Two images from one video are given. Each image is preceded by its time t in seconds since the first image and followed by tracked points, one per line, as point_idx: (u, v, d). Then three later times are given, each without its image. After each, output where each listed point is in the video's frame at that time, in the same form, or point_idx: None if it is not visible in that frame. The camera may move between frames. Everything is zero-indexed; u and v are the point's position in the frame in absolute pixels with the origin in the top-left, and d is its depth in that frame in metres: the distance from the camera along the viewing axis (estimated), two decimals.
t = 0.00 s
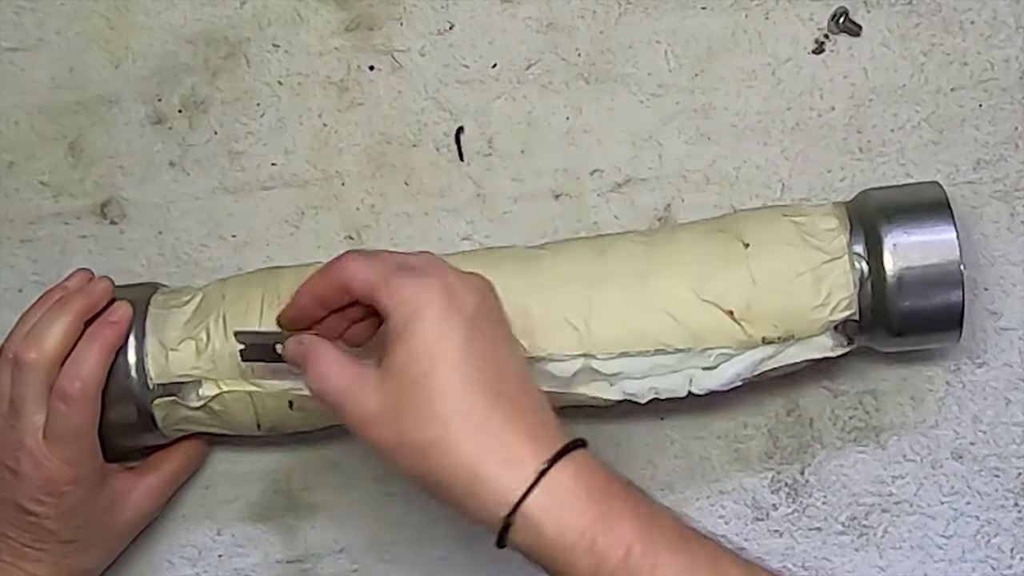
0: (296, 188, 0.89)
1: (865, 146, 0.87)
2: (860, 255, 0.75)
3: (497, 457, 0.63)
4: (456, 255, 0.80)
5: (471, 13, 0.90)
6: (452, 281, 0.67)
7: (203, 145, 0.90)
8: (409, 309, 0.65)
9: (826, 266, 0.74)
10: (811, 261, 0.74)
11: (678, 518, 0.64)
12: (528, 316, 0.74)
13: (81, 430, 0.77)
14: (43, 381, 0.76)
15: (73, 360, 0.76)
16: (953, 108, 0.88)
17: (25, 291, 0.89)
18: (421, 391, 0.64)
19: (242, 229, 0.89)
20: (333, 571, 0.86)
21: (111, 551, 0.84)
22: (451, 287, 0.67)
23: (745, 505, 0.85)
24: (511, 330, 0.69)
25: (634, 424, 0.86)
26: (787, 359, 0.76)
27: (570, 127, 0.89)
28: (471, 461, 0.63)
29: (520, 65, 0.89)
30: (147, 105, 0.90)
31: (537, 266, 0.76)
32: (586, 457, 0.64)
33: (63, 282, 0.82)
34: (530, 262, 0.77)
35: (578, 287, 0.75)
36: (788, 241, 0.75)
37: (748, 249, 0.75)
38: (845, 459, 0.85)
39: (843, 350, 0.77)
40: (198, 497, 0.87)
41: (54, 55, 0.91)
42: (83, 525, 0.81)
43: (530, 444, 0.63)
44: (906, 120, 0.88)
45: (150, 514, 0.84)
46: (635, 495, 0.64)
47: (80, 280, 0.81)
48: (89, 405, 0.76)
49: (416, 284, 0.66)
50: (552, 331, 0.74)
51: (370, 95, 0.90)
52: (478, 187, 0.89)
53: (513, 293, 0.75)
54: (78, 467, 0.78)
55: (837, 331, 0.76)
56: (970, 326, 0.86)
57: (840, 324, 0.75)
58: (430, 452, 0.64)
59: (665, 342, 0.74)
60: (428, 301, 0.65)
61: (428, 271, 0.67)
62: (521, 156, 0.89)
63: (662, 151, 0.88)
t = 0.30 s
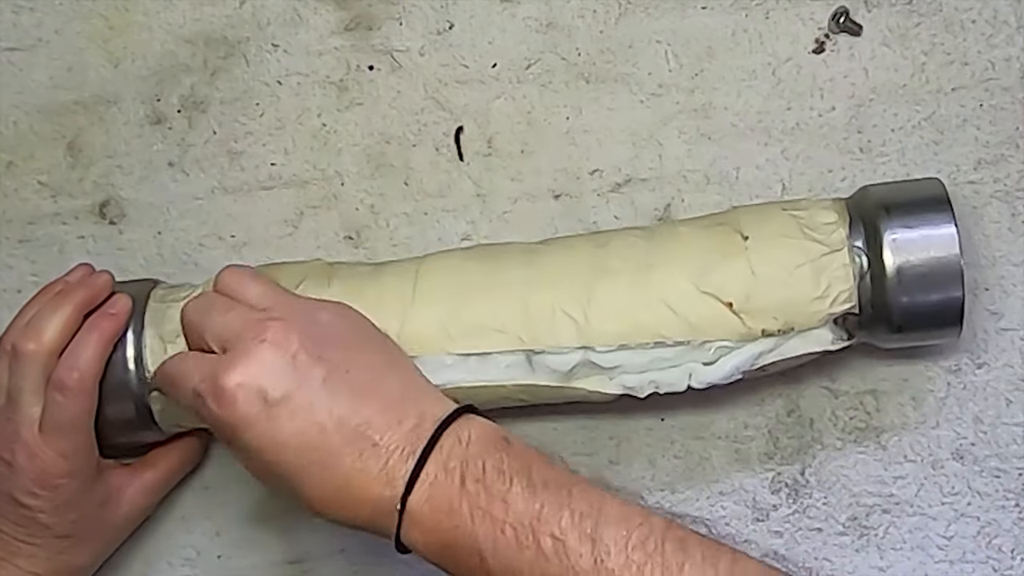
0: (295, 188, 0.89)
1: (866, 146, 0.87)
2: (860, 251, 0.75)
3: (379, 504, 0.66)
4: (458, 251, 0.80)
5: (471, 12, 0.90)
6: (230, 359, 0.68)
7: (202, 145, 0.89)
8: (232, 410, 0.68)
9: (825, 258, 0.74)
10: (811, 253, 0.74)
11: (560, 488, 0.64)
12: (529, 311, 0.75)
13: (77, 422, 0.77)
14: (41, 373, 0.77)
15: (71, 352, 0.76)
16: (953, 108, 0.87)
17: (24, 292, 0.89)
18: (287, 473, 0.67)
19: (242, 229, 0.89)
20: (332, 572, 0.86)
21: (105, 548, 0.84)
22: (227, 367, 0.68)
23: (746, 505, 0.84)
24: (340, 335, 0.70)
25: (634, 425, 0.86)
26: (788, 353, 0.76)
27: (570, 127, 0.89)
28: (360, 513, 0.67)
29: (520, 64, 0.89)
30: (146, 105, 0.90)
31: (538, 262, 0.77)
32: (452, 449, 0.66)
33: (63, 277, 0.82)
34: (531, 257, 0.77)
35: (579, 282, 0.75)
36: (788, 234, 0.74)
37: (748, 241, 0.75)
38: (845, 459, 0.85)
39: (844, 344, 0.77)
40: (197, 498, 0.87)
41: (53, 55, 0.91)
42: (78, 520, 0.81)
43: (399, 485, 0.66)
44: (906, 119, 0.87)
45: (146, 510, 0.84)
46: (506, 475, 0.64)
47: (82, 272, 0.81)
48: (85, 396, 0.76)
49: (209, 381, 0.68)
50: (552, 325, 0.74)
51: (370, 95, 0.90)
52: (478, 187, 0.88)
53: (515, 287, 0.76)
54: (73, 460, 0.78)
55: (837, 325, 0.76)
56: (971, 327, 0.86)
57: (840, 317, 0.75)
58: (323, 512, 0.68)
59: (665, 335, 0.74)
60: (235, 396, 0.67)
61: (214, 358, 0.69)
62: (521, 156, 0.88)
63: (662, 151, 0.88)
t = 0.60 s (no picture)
0: (295, 188, 0.89)
1: (866, 146, 0.87)
2: (860, 250, 0.75)
3: (348, 499, 0.65)
4: (458, 250, 0.80)
5: (471, 11, 0.90)
6: (188, 371, 0.69)
7: (201, 145, 0.89)
8: (195, 421, 0.68)
9: (825, 256, 0.74)
10: (811, 250, 0.74)
11: (527, 472, 0.62)
12: (529, 308, 0.75)
13: (75, 420, 0.77)
14: (40, 370, 0.77)
15: (70, 349, 0.76)
16: (954, 108, 0.87)
17: (23, 292, 0.89)
18: (259, 478, 0.68)
19: (241, 229, 0.88)
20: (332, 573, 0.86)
21: (103, 546, 0.84)
22: (185, 378, 0.69)
23: (746, 506, 0.84)
24: (295, 330, 0.69)
25: (634, 426, 0.85)
26: (788, 351, 0.75)
27: (570, 127, 0.88)
28: (336, 510, 0.66)
29: (520, 64, 0.89)
30: (145, 105, 0.90)
31: (539, 260, 0.77)
32: (416, 440, 0.64)
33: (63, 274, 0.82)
34: (532, 256, 0.77)
35: (578, 279, 0.75)
36: (788, 231, 0.74)
37: (748, 239, 0.75)
38: (846, 459, 0.84)
39: (844, 342, 0.76)
40: (196, 499, 0.87)
41: (51, 54, 0.91)
42: (76, 518, 0.80)
43: (363, 480, 0.65)
44: (907, 119, 0.87)
45: (143, 509, 0.84)
46: (470, 463, 0.63)
47: (81, 270, 0.80)
48: (84, 394, 0.76)
49: (172, 394, 0.69)
50: (552, 323, 0.74)
51: (369, 95, 0.89)
52: (478, 187, 0.88)
53: (515, 285, 0.76)
54: (71, 458, 0.78)
55: (838, 323, 0.75)
56: (972, 327, 0.85)
57: (840, 315, 0.75)
58: (304, 511, 0.68)
59: (665, 333, 0.73)
60: (194, 406, 0.68)
61: (178, 371, 0.70)
62: (521, 156, 0.88)
63: (662, 151, 0.88)
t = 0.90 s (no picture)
0: (294, 189, 0.89)
1: (866, 146, 0.87)
2: (860, 249, 0.74)
3: (383, 499, 0.66)
4: (457, 249, 0.80)
5: (471, 11, 0.90)
6: (218, 372, 0.69)
7: (201, 145, 0.89)
8: (226, 423, 0.68)
9: (826, 255, 0.73)
10: (811, 249, 0.73)
11: (568, 473, 0.62)
12: (529, 308, 0.74)
13: (75, 418, 0.76)
14: (39, 369, 0.76)
15: (70, 348, 0.75)
16: (955, 108, 0.87)
17: (23, 292, 0.88)
18: (291, 478, 0.68)
19: (241, 229, 0.88)
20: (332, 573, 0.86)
21: (101, 547, 0.83)
22: (215, 380, 0.68)
23: (746, 506, 0.84)
24: (325, 329, 0.68)
25: (634, 426, 0.85)
26: (788, 351, 0.75)
27: (570, 127, 0.88)
28: (369, 508, 0.67)
29: (520, 63, 0.89)
30: (144, 105, 0.90)
31: (538, 259, 0.77)
32: (451, 441, 0.64)
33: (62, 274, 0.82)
34: (531, 256, 0.77)
35: (579, 278, 0.75)
36: (788, 231, 0.74)
37: (748, 238, 0.74)
38: (846, 460, 0.84)
39: (844, 342, 0.76)
40: (196, 500, 0.87)
41: (51, 54, 0.91)
42: (75, 518, 0.80)
43: (397, 481, 0.65)
44: (907, 119, 0.87)
45: (142, 509, 0.84)
46: (509, 464, 0.63)
47: (80, 270, 0.80)
48: (83, 393, 0.76)
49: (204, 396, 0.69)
50: (552, 322, 0.74)
51: (369, 95, 0.89)
52: (478, 187, 0.88)
53: (514, 285, 0.75)
54: (70, 457, 0.78)
55: (838, 322, 0.75)
56: (972, 327, 0.85)
57: (840, 315, 0.75)
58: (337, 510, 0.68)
59: (665, 332, 0.73)
60: (225, 408, 0.68)
61: (210, 372, 0.70)
62: (521, 156, 0.88)
63: (663, 151, 0.88)
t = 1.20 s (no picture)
0: (294, 189, 0.88)
1: (867, 146, 0.87)
2: (861, 249, 0.74)
3: (473, 498, 0.64)
4: (454, 248, 0.79)
5: (471, 10, 0.89)
6: (311, 357, 0.67)
7: (200, 145, 0.89)
8: (315, 408, 0.66)
9: (826, 253, 0.73)
10: (811, 248, 0.74)
11: (675, 481, 0.62)
12: (529, 306, 0.74)
13: (74, 417, 0.76)
14: (37, 367, 0.76)
15: (69, 346, 0.75)
16: (956, 108, 0.87)
17: (21, 292, 0.88)
18: (377, 470, 0.66)
19: (240, 229, 0.88)
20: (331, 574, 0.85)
21: (99, 547, 0.83)
22: (308, 364, 0.66)
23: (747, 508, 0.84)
24: (421, 323, 0.67)
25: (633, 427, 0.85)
26: (788, 349, 0.75)
27: (570, 127, 0.88)
28: (456, 509, 0.65)
29: (520, 63, 0.89)
30: (143, 105, 0.89)
31: (537, 257, 0.76)
32: (550, 441, 0.63)
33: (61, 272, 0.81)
34: (531, 254, 0.77)
35: (579, 276, 0.75)
36: (788, 229, 0.74)
37: (749, 236, 0.74)
38: (847, 461, 0.84)
39: (845, 340, 0.76)
40: (194, 500, 0.86)
41: (50, 54, 0.90)
42: (74, 518, 0.80)
43: (493, 480, 0.64)
44: (908, 119, 0.87)
45: (141, 509, 0.83)
46: (614, 468, 0.62)
47: (78, 268, 0.80)
48: (82, 392, 0.75)
49: (295, 377, 0.67)
50: (552, 320, 0.74)
51: (369, 95, 0.89)
52: (477, 187, 0.88)
53: (514, 283, 0.75)
54: (70, 456, 0.77)
55: (839, 321, 0.75)
56: (974, 327, 0.85)
57: (841, 314, 0.74)
58: (419, 509, 0.67)
59: (666, 331, 0.73)
60: (318, 394, 0.66)
61: (298, 356, 0.68)
62: (521, 155, 0.88)
63: (663, 151, 0.88)
